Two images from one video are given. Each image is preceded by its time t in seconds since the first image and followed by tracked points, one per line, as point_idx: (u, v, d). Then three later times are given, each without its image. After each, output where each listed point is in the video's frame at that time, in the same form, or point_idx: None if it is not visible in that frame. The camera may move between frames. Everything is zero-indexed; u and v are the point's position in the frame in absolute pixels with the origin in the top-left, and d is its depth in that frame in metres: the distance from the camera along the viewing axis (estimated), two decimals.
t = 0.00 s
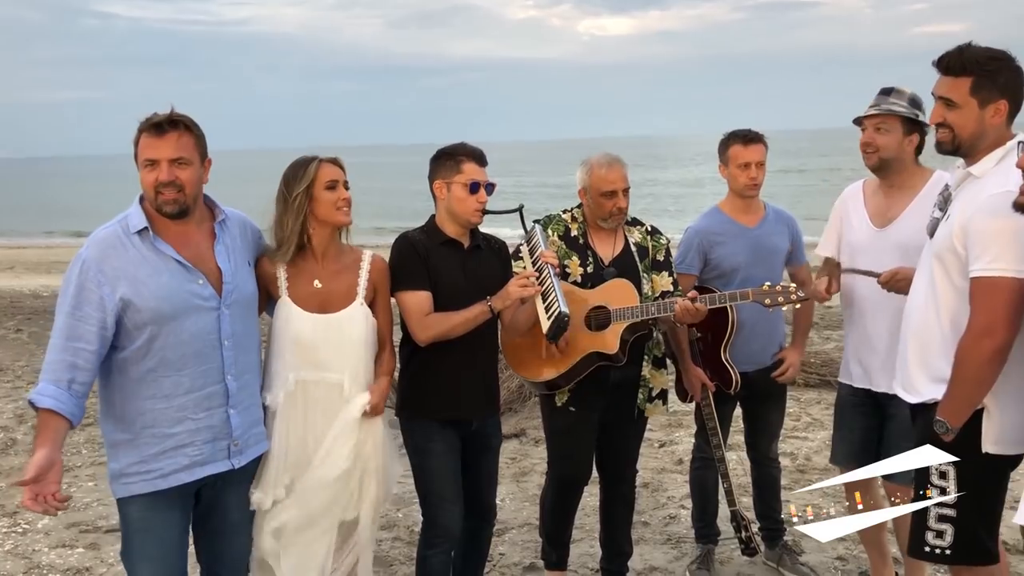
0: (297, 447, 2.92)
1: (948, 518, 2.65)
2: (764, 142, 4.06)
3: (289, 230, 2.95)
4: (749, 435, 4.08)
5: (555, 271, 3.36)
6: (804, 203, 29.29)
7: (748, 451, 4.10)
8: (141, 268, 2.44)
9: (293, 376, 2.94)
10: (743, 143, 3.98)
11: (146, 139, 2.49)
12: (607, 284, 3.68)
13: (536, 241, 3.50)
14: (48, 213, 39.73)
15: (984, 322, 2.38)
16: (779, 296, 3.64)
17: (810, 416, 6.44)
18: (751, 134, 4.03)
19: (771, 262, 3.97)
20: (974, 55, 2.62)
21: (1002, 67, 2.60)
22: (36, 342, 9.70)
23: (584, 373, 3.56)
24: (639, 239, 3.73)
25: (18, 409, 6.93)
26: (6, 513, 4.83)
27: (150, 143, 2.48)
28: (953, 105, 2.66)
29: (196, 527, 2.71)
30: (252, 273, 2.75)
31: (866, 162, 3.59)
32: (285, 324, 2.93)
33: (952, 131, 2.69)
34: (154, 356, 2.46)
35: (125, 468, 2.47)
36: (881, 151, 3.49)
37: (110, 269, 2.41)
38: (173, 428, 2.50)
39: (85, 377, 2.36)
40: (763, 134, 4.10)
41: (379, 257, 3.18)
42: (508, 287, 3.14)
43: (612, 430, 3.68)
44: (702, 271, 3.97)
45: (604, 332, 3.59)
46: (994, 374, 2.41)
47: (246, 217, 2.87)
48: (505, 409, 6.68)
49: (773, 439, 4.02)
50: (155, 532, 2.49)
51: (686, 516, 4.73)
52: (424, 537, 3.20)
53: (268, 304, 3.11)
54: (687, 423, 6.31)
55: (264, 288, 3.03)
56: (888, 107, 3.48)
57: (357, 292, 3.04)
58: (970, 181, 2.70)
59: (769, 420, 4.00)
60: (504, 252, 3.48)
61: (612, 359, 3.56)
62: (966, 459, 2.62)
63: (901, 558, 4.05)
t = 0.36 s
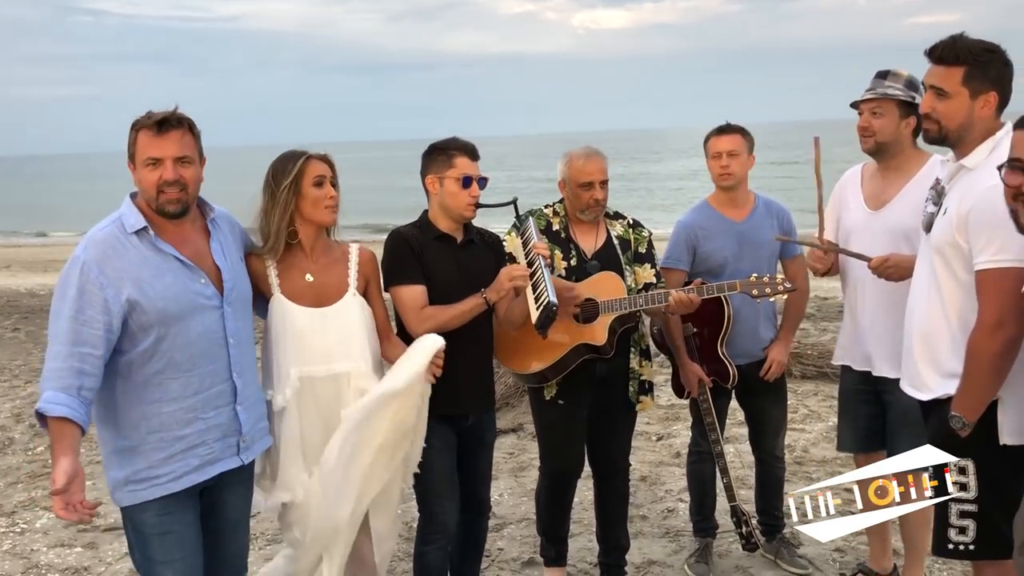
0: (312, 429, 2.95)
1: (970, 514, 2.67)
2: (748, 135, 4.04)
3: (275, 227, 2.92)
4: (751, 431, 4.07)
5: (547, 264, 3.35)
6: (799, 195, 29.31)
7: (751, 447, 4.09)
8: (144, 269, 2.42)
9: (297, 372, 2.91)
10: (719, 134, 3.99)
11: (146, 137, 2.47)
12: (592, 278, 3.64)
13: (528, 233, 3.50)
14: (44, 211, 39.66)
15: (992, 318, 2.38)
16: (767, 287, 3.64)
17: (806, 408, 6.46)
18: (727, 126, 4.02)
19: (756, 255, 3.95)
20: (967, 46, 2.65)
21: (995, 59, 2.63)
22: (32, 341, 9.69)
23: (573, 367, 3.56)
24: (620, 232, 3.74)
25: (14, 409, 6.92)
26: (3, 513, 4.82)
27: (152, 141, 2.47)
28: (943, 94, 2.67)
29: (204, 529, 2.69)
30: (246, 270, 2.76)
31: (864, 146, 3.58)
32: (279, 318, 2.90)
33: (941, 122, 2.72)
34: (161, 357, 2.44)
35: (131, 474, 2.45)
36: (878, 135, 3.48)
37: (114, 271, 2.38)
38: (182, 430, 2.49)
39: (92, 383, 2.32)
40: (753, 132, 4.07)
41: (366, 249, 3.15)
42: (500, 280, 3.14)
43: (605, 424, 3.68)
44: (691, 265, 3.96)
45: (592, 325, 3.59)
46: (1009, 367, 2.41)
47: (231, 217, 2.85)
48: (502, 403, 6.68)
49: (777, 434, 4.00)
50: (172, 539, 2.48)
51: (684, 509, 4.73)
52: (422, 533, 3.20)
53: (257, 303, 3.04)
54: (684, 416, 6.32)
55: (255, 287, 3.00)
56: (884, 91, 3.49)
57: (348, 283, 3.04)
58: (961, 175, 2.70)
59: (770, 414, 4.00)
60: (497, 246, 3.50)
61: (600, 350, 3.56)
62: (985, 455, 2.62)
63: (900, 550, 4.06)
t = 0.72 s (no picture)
0: (320, 421, 2.98)
1: (969, 515, 2.68)
2: (756, 136, 4.02)
3: (267, 221, 2.88)
4: (752, 435, 4.06)
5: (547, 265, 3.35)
6: (797, 196, 29.34)
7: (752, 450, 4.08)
8: (143, 272, 2.40)
9: (308, 366, 2.92)
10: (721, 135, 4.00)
11: (142, 136, 2.45)
12: (578, 282, 3.65)
13: (527, 236, 3.50)
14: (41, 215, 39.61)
15: (990, 316, 2.38)
16: (749, 289, 3.70)
17: (806, 409, 6.46)
18: (728, 126, 4.01)
19: (755, 256, 3.92)
20: (972, 44, 2.59)
21: (995, 61, 2.58)
22: (31, 345, 9.68)
23: (562, 372, 3.57)
24: (601, 234, 3.74)
25: (13, 413, 6.90)
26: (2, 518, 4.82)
27: (150, 141, 2.45)
28: (938, 87, 2.63)
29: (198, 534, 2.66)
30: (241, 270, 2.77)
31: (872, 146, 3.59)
32: (281, 317, 2.86)
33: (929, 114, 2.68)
34: (161, 363, 2.43)
35: (129, 484, 2.43)
36: (887, 134, 3.50)
37: (111, 275, 2.35)
38: (184, 436, 2.49)
39: (86, 389, 2.27)
40: (760, 132, 4.03)
41: (361, 240, 3.15)
42: (500, 284, 3.14)
43: (597, 426, 3.67)
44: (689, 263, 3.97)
45: (578, 330, 3.59)
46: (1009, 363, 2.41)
47: (223, 217, 2.84)
48: (501, 405, 6.68)
49: (777, 437, 4.00)
50: (172, 553, 2.48)
51: (684, 511, 4.73)
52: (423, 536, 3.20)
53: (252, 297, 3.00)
54: (684, 417, 6.32)
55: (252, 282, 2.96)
56: (893, 90, 3.51)
57: (348, 276, 3.04)
58: (956, 175, 2.70)
59: (769, 417, 3.99)
60: (496, 249, 3.48)
61: (587, 357, 3.57)
62: (983, 455, 2.62)
63: (900, 551, 4.06)
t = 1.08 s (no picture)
0: (311, 432, 2.93)
1: (931, 523, 2.73)
2: (768, 153, 4.04)
3: (267, 232, 2.89)
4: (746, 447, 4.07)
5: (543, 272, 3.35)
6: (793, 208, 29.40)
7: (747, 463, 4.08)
8: (128, 280, 2.38)
9: (303, 372, 2.90)
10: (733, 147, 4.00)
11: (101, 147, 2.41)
12: (565, 291, 3.66)
13: (522, 245, 3.50)
14: (37, 219, 39.59)
15: (967, 329, 2.38)
16: (735, 293, 3.69)
17: (801, 420, 6.46)
18: (741, 139, 4.03)
19: (758, 268, 3.94)
20: (987, 59, 2.60)
21: (1008, 79, 2.59)
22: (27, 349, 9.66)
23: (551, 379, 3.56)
24: (585, 243, 3.77)
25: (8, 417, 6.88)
26: None
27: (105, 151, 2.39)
28: (949, 99, 2.64)
29: (191, 544, 2.66)
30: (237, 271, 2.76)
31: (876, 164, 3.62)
32: (278, 318, 2.85)
33: (938, 126, 2.68)
34: (147, 370, 2.41)
35: (113, 490, 2.42)
36: (892, 153, 3.53)
37: (96, 281, 2.32)
38: (168, 445, 2.48)
39: (60, 394, 2.21)
40: (772, 146, 4.05)
41: (356, 245, 3.14)
42: (494, 285, 3.15)
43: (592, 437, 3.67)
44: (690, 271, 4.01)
45: (567, 338, 3.56)
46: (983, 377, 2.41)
47: (220, 217, 2.83)
48: (497, 414, 6.68)
49: (770, 450, 4.00)
50: (158, 559, 2.48)
51: (678, 521, 4.73)
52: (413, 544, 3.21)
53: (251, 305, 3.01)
54: (678, 428, 6.32)
55: (248, 286, 2.94)
56: (898, 109, 3.53)
57: (345, 283, 3.02)
58: (952, 188, 2.70)
59: (762, 431, 4.00)
60: (492, 257, 3.49)
61: (576, 363, 3.55)
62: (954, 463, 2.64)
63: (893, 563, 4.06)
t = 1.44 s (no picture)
0: (302, 441, 2.95)
1: (913, 533, 2.73)
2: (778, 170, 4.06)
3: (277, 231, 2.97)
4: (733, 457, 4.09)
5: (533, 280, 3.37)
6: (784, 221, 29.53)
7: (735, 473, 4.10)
8: (111, 286, 2.39)
9: (292, 383, 2.92)
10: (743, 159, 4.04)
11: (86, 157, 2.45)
12: (561, 299, 3.71)
13: (512, 253, 3.53)
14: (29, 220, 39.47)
15: (950, 343, 2.41)
16: (728, 303, 3.77)
17: (789, 432, 6.50)
18: (757, 152, 4.06)
19: (759, 277, 3.98)
20: (978, 73, 2.60)
21: (996, 95, 2.61)
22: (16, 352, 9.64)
23: (547, 388, 3.60)
24: (580, 251, 3.79)
25: None
26: None
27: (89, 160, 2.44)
28: (939, 112, 2.65)
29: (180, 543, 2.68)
30: (229, 277, 2.78)
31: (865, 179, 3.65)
32: (276, 330, 2.90)
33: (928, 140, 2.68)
34: (130, 375, 2.43)
35: (103, 490, 2.45)
36: (881, 169, 3.56)
37: (79, 287, 2.35)
38: (154, 447, 2.49)
39: (11, 388, 2.24)
40: (782, 164, 4.09)
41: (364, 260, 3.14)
42: (485, 294, 3.16)
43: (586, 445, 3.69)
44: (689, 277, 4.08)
45: (562, 347, 3.62)
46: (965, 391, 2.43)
47: (218, 224, 2.85)
48: (487, 422, 6.69)
49: (758, 460, 4.02)
50: (145, 555, 2.48)
51: (666, 530, 4.75)
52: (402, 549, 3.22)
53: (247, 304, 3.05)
54: (668, 437, 6.34)
55: (248, 287, 2.98)
56: (888, 126, 3.57)
57: (347, 298, 3.04)
58: (938, 203, 2.73)
59: (750, 441, 4.02)
60: (479, 262, 3.51)
61: (572, 372, 3.61)
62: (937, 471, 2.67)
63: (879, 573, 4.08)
